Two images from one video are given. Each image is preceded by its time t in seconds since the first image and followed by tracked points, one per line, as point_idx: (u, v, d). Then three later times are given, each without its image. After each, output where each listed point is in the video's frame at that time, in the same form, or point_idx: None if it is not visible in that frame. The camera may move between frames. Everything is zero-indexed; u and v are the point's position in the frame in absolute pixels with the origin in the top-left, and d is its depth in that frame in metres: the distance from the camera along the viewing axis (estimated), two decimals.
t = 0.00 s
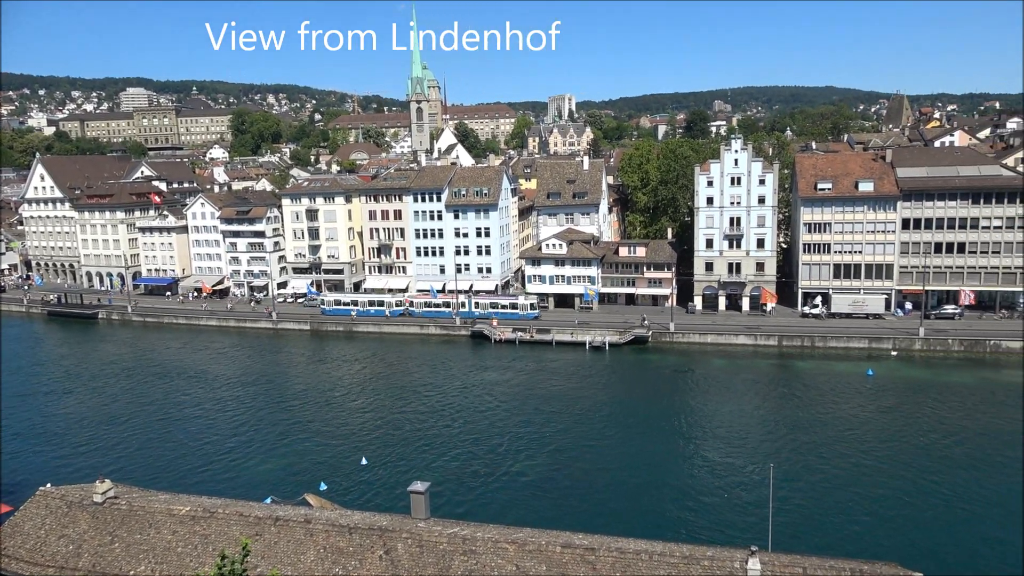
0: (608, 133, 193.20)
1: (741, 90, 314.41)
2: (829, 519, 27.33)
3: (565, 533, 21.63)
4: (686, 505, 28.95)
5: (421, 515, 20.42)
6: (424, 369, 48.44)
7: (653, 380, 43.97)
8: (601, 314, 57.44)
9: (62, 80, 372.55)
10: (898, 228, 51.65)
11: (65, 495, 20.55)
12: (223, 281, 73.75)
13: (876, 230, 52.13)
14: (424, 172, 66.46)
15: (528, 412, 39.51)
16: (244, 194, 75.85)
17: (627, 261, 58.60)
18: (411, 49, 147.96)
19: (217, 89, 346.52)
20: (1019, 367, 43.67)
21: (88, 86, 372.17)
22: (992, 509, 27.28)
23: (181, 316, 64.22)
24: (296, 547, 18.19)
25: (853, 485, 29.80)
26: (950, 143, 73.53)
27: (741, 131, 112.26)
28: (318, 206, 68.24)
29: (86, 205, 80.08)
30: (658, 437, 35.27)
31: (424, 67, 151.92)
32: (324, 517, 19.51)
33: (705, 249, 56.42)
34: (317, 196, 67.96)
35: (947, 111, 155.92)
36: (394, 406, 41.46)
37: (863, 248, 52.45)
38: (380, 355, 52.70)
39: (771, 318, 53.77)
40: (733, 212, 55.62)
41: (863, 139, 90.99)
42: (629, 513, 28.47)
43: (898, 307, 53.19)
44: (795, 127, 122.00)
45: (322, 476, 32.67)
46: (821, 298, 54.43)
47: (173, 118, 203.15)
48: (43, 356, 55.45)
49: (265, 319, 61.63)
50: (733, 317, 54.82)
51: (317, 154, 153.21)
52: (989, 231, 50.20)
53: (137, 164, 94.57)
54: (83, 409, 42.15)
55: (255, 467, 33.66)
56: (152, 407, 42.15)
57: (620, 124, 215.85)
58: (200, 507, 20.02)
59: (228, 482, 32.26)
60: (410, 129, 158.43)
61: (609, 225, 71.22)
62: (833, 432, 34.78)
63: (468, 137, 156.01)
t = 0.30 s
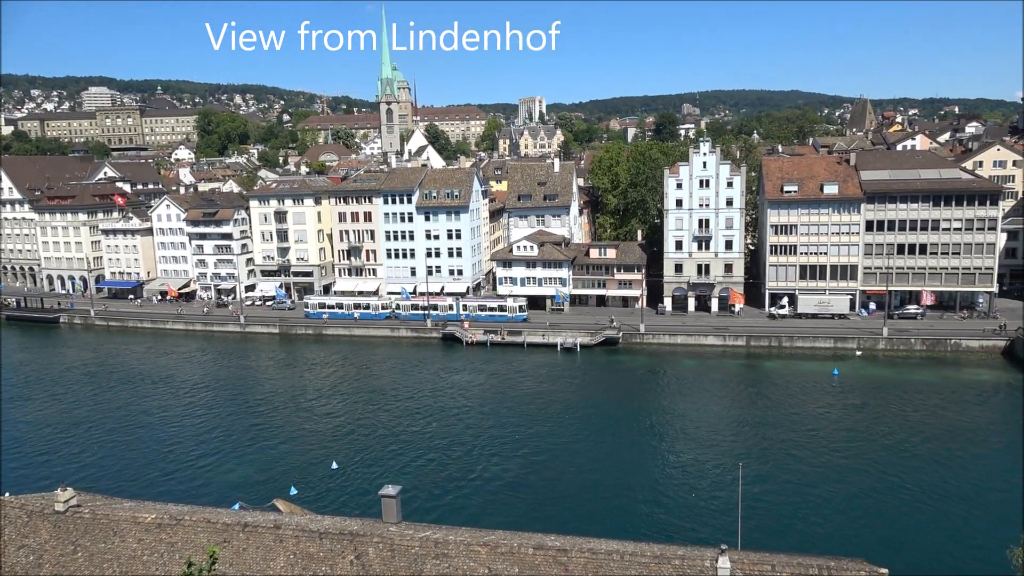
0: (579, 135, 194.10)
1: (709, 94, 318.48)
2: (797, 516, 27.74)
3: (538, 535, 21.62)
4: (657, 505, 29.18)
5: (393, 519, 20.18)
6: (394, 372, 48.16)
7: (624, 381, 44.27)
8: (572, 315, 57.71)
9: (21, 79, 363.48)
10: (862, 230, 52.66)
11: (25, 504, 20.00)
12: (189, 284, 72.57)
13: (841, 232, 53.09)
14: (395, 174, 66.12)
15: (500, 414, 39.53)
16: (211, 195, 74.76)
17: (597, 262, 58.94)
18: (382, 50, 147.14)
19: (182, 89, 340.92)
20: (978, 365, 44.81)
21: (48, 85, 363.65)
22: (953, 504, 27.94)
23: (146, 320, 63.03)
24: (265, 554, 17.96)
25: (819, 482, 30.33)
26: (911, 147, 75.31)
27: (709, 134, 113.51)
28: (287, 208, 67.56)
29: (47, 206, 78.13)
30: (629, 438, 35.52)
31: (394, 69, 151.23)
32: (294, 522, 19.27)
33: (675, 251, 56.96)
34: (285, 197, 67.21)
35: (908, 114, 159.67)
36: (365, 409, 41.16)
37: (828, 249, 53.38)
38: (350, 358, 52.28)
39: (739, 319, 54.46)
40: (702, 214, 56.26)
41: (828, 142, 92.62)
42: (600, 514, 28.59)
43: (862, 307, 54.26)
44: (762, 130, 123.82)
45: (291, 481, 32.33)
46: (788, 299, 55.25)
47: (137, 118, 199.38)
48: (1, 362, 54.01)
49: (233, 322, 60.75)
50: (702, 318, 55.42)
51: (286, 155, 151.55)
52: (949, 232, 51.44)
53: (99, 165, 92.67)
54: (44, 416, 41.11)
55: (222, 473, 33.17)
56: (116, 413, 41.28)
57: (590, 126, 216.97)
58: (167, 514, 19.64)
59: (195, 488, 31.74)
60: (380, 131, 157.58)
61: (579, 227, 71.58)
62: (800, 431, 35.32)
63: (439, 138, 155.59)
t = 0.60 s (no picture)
0: (548, 138, 194.65)
1: (677, 98, 321.92)
2: (763, 515, 28.15)
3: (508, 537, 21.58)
4: (627, 506, 29.40)
5: (362, 524, 19.84)
6: (363, 375, 47.77)
7: (594, 382, 44.50)
8: (542, 318, 57.86)
9: None
10: (826, 232, 53.61)
11: None
12: (153, 287, 71.22)
13: (805, 234, 54.00)
14: (364, 176, 65.66)
15: (470, 417, 39.45)
16: (175, 197, 73.51)
17: (567, 265, 59.12)
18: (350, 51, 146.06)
19: (145, 89, 334.59)
20: (938, 364, 45.93)
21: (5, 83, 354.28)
22: (914, 501, 28.60)
23: (108, 324, 61.69)
24: (231, 561, 17.69)
25: (784, 481, 30.80)
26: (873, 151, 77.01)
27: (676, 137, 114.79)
28: (254, 210, 66.74)
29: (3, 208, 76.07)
30: (598, 439, 35.71)
31: (363, 70, 150.25)
32: (261, 528, 18.99)
33: (643, 253, 57.44)
34: (252, 199, 66.38)
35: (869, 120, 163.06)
36: (333, 413, 40.79)
37: (793, 251, 54.25)
38: (318, 362, 51.74)
39: (707, 320, 55.10)
40: (670, 217, 56.82)
41: (793, 147, 94.16)
42: (570, 516, 28.72)
43: (826, 308, 55.26)
44: (728, 134, 125.48)
45: (258, 487, 31.90)
46: (754, 301, 56.06)
47: (99, 118, 195.16)
48: None
49: (198, 326, 59.77)
50: (670, 320, 55.96)
51: (252, 157, 149.56)
52: (910, 235, 52.65)
53: (59, 165, 90.57)
54: None
55: (187, 480, 32.59)
56: (76, 420, 40.31)
57: (559, 129, 217.81)
58: (129, 522, 19.22)
59: (159, 496, 31.14)
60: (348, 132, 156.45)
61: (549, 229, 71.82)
62: (766, 431, 35.85)
63: (408, 141, 154.93)
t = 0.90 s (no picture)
0: (518, 141, 194.98)
1: (645, 103, 325.55)
2: (730, 514, 28.52)
3: (479, 540, 21.52)
4: (597, 508, 29.54)
5: (332, 530, 19.66)
6: (333, 380, 47.30)
7: (564, 385, 44.68)
8: (513, 321, 57.93)
9: None
10: (791, 235, 54.53)
11: None
12: (115, 292, 69.69)
13: (771, 238, 54.85)
14: (332, 179, 65.09)
15: (440, 421, 39.33)
16: (138, 200, 72.12)
17: (537, 268, 59.32)
18: (318, 53, 144.82)
19: (107, 89, 327.74)
20: (900, 365, 46.94)
21: None
22: (878, 499, 29.17)
23: (68, 330, 60.20)
24: (197, 570, 17.40)
25: (752, 480, 31.23)
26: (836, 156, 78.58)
27: (645, 141, 115.77)
28: (219, 213, 65.81)
29: None
30: (569, 442, 35.82)
31: (332, 72, 149.09)
32: (228, 536, 18.70)
33: (613, 256, 57.84)
34: (217, 202, 65.45)
35: (833, 126, 166.30)
36: (302, 418, 40.34)
37: (759, 254, 55.05)
38: (285, 367, 51.09)
39: (676, 322, 55.69)
40: (639, 220, 57.29)
41: (758, 151, 95.67)
42: (540, 518, 28.74)
43: (791, 310, 56.17)
44: (696, 138, 126.92)
45: (225, 495, 31.38)
46: (721, 303, 56.78)
47: (58, 119, 190.71)
48: None
49: (162, 331, 58.66)
50: (639, 322, 56.39)
51: (218, 159, 147.36)
52: (872, 238, 53.80)
53: (17, 167, 88.31)
54: None
55: (151, 488, 31.94)
56: (34, 429, 39.24)
57: (529, 132, 218.28)
58: (91, 532, 18.77)
59: (122, 505, 30.46)
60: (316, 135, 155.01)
61: (519, 232, 71.93)
62: (734, 431, 36.29)
63: (377, 143, 154.03)
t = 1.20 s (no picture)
0: (493, 143, 195.03)
1: (619, 106, 327.75)
2: (706, 513, 28.77)
3: (456, 544, 21.46)
4: (574, 509, 29.62)
5: (308, 535, 19.46)
6: (307, 384, 46.88)
7: (541, 387, 44.74)
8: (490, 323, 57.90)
9: None
10: (764, 237, 55.19)
11: None
12: (84, 295, 68.44)
13: (744, 239, 55.44)
14: (306, 181, 64.54)
15: (417, 424, 39.17)
16: (108, 202, 70.94)
17: (513, 270, 59.32)
18: (292, 54, 143.68)
19: (75, 89, 321.82)
20: (870, 364, 47.69)
21: None
22: (850, 497, 29.57)
23: (35, 334, 58.96)
24: None
25: (727, 480, 31.52)
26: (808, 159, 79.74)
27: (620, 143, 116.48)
28: (191, 215, 64.96)
29: None
30: (545, 444, 35.87)
31: (306, 73, 147.98)
32: (201, 543, 18.46)
33: (589, 258, 58.07)
34: (189, 204, 64.59)
35: (804, 129, 168.56)
36: (276, 423, 39.92)
37: (733, 255, 55.64)
38: (259, 370, 50.53)
39: (651, 324, 56.06)
40: (614, 222, 57.59)
41: (731, 154, 96.84)
42: (517, 521, 28.75)
43: (764, 311, 56.83)
44: (670, 141, 127.88)
45: (198, 501, 30.94)
46: (696, 304, 57.26)
47: (24, 119, 186.84)
48: None
49: (133, 335, 57.70)
50: (615, 324, 56.66)
51: (190, 161, 145.43)
52: (842, 239, 54.63)
53: None
54: None
55: (121, 495, 31.38)
56: None
57: (505, 134, 218.40)
58: (59, 541, 18.41)
59: (91, 513, 29.89)
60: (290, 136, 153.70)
61: (495, 234, 71.95)
62: (709, 432, 36.58)
63: (352, 145, 153.12)
